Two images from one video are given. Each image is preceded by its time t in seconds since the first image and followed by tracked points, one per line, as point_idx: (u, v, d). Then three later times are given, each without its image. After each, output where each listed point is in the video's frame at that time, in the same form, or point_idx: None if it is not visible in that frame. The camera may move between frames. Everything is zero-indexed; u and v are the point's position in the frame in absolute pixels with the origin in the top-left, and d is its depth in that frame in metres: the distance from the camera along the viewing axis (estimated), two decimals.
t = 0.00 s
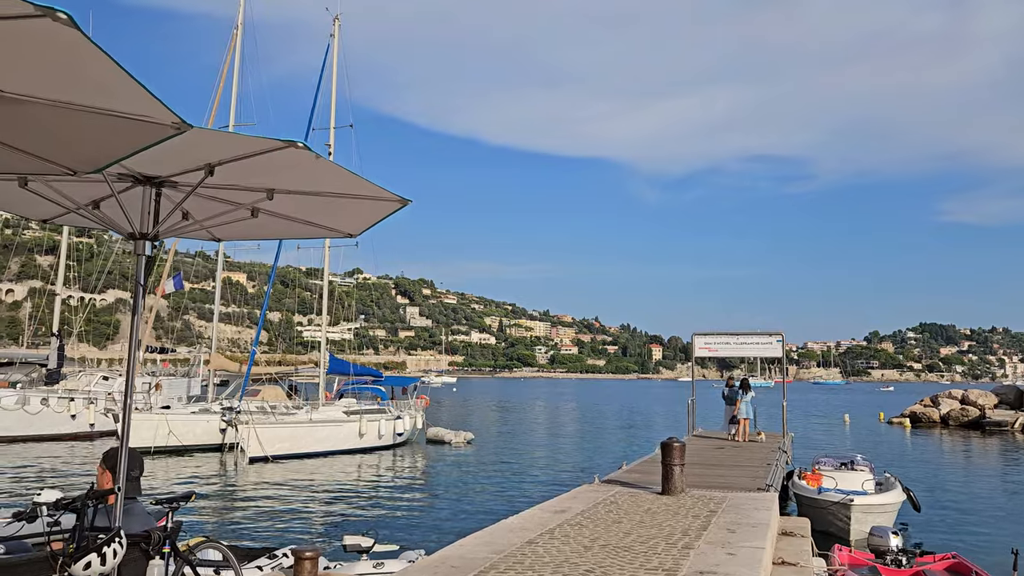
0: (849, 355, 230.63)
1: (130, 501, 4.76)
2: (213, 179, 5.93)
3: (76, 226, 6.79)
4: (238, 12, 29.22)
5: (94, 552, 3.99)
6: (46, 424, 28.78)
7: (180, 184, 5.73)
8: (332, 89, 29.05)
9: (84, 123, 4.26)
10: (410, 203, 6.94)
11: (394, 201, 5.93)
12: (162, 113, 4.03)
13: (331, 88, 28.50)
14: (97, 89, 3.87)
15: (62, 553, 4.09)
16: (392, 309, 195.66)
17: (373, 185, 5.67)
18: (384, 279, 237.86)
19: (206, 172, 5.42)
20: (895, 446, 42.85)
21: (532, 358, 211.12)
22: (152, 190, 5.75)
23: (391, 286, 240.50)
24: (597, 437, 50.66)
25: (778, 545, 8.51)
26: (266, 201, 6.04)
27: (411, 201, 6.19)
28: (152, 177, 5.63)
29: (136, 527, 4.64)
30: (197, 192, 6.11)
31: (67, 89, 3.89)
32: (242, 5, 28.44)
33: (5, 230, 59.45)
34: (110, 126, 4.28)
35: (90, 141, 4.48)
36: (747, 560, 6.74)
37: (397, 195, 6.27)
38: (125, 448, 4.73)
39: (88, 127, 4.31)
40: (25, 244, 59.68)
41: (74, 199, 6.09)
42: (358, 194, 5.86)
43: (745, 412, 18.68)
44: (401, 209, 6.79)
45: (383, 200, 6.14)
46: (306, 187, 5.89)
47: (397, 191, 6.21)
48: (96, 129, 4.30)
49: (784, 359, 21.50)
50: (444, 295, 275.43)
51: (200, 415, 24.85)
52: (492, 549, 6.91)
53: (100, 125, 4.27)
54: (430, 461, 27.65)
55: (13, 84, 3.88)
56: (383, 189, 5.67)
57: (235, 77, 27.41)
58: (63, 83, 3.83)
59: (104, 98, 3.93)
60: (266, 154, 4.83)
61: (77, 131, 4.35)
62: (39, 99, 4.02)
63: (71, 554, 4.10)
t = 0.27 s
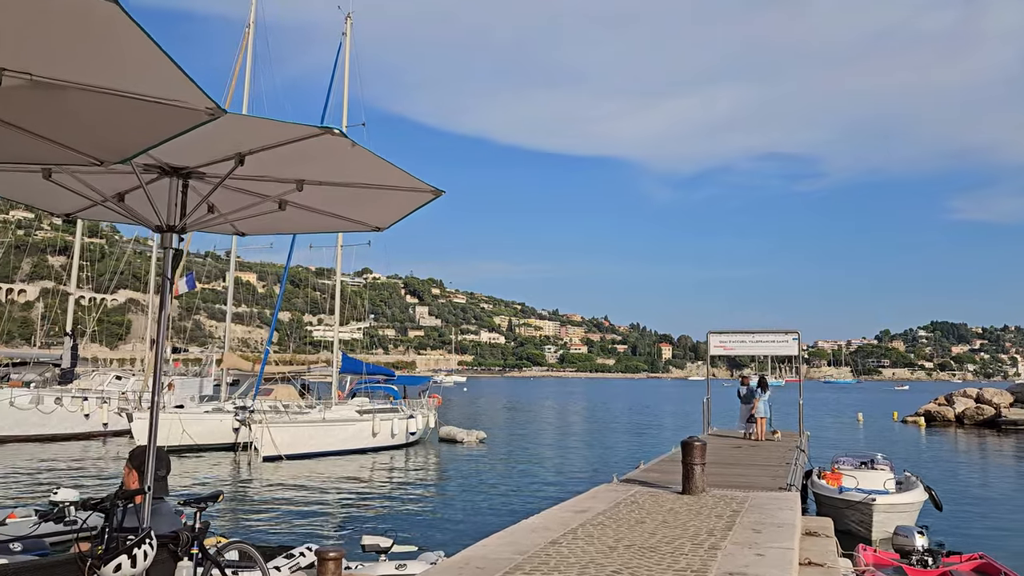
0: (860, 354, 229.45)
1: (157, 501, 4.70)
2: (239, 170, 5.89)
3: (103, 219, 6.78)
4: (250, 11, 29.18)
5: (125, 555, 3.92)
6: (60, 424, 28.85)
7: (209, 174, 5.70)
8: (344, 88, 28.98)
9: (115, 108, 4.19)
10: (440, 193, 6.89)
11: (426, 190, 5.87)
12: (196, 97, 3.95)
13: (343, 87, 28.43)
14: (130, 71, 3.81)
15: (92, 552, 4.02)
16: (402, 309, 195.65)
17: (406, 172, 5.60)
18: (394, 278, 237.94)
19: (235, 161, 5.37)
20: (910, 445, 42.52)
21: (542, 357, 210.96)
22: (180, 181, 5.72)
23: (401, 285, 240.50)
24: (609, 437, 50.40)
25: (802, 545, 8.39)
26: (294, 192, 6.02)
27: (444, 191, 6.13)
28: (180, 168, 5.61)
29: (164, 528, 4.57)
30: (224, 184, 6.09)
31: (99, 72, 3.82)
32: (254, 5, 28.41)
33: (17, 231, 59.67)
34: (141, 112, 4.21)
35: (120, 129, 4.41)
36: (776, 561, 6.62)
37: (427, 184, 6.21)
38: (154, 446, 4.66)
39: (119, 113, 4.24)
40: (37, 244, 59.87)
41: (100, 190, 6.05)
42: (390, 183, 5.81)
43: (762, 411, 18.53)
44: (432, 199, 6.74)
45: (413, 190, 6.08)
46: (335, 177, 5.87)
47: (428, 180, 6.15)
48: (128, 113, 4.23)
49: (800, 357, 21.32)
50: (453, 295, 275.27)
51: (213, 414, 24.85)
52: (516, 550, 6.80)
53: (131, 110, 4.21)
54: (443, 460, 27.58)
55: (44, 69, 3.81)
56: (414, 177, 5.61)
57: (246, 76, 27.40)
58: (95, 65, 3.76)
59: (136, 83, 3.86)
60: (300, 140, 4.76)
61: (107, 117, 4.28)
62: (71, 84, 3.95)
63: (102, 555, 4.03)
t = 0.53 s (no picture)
0: (862, 352, 229.05)
1: (172, 500, 4.60)
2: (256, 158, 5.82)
3: (117, 211, 6.70)
4: (253, 8, 29.07)
5: (142, 556, 3.83)
6: (63, 423, 28.75)
7: (226, 161, 5.61)
8: (347, 84, 28.85)
9: (131, 87, 4.04)
10: (461, 182, 6.83)
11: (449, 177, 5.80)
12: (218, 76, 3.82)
13: (347, 84, 28.31)
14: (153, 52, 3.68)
15: (108, 553, 3.93)
16: (404, 308, 195.50)
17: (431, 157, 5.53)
18: (396, 277, 237.86)
19: (255, 147, 5.29)
20: (915, 443, 42.38)
21: (543, 356, 210.84)
22: (195, 168, 5.64)
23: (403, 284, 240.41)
24: (613, 435, 50.24)
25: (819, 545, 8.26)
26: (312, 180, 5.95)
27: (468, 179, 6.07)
28: (197, 156, 5.53)
29: (180, 529, 4.48)
30: (240, 173, 6.01)
31: (116, 49, 3.67)
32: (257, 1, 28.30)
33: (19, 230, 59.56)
34: (157, 91, 4.07)
35: (137, 110, 4.28)
36: (797, 561, 6.49)
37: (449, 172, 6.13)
38: (169, 446, 4.56)
39: (136, 91, 4.10)
40: (39, 244, 59.78)
41: (113, 180, 5.97)
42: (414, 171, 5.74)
43: (771, 409, 18.40)
44: (454, 187, 6.68)
45: (437, 177, 6.02)
46: (355, 165, 5.79)
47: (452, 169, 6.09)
48: (144, 93, 4.09)
49: (807, 355, 21.19)
50: (455, 293, 275.00)
51: (217, 412, 24.75)
52: (531, 550, 6.66)
53: (147, 89, 4.06)
54: (447, 459, 27.47)
55: (58, 47, 3.67)
56: (437, 163, 5.54)
57: (250, 72, 27.28)
58: (112, 42, 3.62)
59: (158, 62, 3.73)
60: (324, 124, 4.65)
61: (122, 97, 4.13)
62: (87, 62, 3.81)
63: (117, 557, 3.93)
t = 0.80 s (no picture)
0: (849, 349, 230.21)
1: (167, 511, 4.44)
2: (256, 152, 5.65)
3: (112, 208, 6.53)
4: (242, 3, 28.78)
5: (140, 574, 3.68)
6: (50, 424, 28.40)
7: (223, 156, 5.44)
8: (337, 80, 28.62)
9: (128, 73, 3.85)
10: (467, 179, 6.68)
11: (458, 171, 5.65)
12: (218, 60, 3.61)
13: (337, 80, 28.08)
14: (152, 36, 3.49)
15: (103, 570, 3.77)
16: (392, 306, 194.90)
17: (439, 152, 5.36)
18: (384, 276, 237.15)
19: (257, 140, 5.12)
20: (904, 441, 42.53)
21: (532, 354, 210.74)
22: (193, 163, 5.47)
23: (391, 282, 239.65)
24: (603, 434, 50.15)
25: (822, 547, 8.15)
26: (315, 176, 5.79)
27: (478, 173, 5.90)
28: (193, 150, 5.36)
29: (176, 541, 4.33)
30: (240, 168, 5.85)
31: (108, 33, 3.48)
32: None
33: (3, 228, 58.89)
34: (156, 77, 3.88)
35: (135, 98, 4.09)
36: (803, 564, 6.38)
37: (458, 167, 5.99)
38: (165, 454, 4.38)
39: (132, 78, 3.91)
40: (24, 242, 59.13)
41: (106, 175, 5.79)
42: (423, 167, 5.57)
43: (764, 408, 18.34)
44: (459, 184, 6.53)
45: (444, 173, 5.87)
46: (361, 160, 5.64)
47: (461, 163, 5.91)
48: (142, 79, 3.89)
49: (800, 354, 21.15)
50: (444, 292, 274.52)
51: (205, 413, 24.49)
52: (533, 555, 6.51)
53: (145, 76, 3.87)
54: (438, 458, 27.31)
55: (49, 30, 3.48)
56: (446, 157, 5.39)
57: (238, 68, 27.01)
58: (104, 25, 3.43)
59: (155, 46, 3.54)
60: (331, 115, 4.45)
61: (119, 83, 3.95)
62: (81, 48, 3.62)
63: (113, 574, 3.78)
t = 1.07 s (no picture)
0: (823, 347, 232.37)
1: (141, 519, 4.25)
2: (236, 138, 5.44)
3: (86, 198, 6.30)
4: None
5: None
6: (19, 424, 27.83)
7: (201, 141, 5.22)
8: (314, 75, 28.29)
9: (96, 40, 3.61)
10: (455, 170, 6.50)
11: (450, 159, 5.46)
12: (184, 22, 3.32)
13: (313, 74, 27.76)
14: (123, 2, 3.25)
15: None
16: (369, 304, 193.84)
17: (430, 137, 5.13)
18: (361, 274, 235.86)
19: (238, 123, 4.91)
20: (878, 437, 42.95)
21: (509, 352, 210.50)
22: (168, 148, 5.25)
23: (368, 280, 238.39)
24: (581, 432, 50.13)
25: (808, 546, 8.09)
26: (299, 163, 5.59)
27: (470, 160, 5.68)
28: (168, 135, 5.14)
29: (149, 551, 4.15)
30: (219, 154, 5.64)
31: None
32: None
33: None
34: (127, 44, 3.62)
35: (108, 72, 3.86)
36: (793, 564, 6.31)
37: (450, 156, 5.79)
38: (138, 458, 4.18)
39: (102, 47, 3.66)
40: None
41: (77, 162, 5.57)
42: (414, 154, 5.35)
43: (744, 405, 18.35)
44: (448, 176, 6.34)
45: (434, 161, 5.68)
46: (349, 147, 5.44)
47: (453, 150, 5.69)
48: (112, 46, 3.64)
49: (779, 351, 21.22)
50: (421, 290, 273.57)
51: (180, 412, 24.10)
52: (519, 558, 6.37)
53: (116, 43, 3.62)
54: (417, 458, 27.11)
55: None
56: (438, 143, 5.20)
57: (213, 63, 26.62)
58: None
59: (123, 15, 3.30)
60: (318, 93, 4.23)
61: (86, 54, 3.71)
62: (45, 16, 3.40)
63: None
